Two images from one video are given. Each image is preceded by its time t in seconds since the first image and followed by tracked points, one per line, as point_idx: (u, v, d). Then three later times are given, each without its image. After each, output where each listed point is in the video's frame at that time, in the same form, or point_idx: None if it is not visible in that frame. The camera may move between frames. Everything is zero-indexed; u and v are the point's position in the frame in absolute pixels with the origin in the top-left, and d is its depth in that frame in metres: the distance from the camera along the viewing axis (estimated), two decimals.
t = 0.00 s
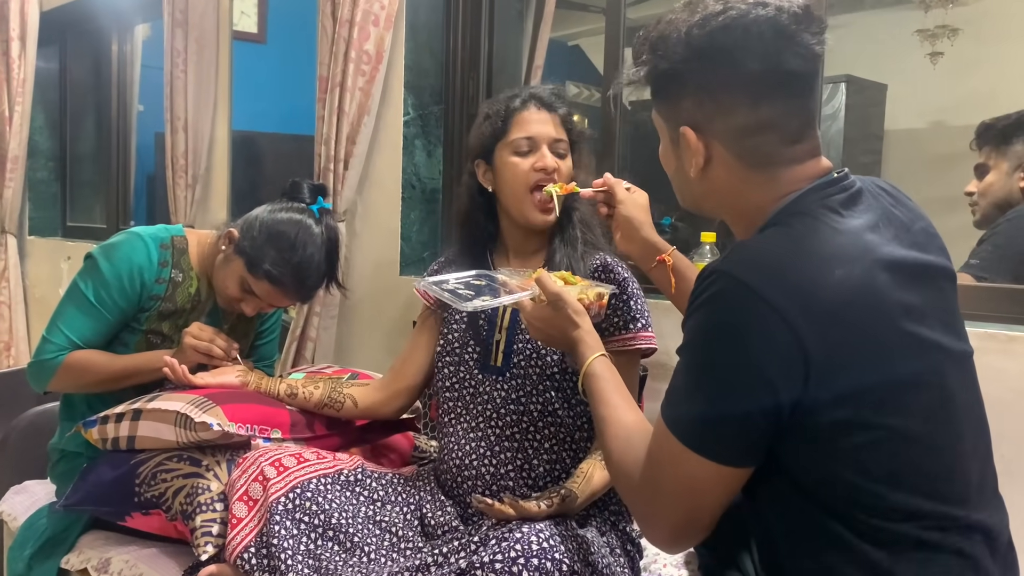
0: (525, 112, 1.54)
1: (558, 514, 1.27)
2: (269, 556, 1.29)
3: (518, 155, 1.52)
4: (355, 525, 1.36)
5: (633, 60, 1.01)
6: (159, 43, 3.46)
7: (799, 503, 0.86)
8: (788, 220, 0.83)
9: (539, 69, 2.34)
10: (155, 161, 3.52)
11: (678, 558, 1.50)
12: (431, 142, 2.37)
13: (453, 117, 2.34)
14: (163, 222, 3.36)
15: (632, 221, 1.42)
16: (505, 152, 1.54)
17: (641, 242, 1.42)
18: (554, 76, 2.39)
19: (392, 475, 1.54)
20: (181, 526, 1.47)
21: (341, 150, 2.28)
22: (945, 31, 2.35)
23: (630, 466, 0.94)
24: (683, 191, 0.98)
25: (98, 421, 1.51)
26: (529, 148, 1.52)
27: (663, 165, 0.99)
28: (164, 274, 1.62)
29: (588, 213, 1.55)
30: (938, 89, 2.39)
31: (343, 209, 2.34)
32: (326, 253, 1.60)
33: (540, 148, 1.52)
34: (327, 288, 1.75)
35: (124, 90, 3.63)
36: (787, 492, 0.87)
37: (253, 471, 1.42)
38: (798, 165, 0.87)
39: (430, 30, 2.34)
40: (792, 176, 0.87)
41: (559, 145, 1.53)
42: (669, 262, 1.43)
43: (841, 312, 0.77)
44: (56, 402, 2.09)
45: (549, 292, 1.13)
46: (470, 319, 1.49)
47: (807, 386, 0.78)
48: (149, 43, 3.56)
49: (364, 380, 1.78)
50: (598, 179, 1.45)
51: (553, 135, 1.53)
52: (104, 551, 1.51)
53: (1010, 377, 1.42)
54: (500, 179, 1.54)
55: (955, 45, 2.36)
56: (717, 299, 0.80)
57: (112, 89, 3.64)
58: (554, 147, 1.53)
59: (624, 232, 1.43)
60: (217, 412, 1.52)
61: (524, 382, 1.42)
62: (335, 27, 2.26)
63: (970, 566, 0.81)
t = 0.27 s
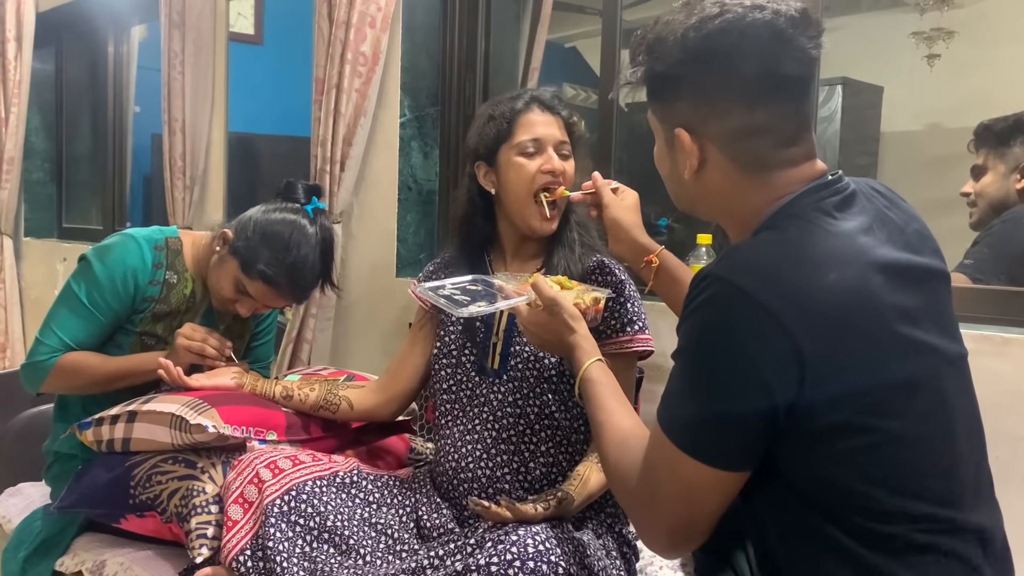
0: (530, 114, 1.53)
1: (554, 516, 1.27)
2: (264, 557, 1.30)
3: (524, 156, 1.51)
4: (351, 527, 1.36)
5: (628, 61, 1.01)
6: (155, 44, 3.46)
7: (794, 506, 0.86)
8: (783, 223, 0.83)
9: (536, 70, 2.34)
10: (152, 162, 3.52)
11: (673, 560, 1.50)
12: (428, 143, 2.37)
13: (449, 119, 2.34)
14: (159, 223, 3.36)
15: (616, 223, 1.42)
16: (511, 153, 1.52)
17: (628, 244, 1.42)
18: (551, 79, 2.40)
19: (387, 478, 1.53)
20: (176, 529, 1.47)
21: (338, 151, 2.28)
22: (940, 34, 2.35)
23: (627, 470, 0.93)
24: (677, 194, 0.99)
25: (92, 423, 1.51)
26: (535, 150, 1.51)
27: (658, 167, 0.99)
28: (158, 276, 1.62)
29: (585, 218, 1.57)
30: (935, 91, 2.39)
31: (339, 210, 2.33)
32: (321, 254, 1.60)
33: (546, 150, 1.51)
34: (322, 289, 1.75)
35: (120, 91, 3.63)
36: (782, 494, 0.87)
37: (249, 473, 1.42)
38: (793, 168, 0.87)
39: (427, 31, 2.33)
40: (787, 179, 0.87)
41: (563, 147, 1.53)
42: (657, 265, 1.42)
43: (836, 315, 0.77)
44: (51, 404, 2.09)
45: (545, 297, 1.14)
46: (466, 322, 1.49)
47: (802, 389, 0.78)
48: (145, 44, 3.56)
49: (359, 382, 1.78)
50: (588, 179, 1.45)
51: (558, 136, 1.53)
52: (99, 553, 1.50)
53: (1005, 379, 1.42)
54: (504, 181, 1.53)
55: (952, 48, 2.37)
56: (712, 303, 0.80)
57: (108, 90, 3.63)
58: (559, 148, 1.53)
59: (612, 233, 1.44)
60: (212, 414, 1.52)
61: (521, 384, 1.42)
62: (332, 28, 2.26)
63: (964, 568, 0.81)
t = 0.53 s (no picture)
0: (531, 116, 1.54)
1: (552, 518, 1.27)
2: (260, 558, 1.30)
3: (525, 159, 1.51)
4: (348, 529, 1.36)
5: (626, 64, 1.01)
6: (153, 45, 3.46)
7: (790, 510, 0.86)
8: (780, 227, 0.83)
9: (534, 71, 2.36)
10: (150, 163, 3.52)
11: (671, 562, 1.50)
12: (426, 145, 2.37)
13: (447, 121, 2.34)
14: (157, 224, 3.36)
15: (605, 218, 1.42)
16: (512, 156, 1.52)
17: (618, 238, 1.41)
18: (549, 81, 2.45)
19: (385, 479, 1.53)
20: (173, 530, 1.47)
21: (335, 153, 2.27)
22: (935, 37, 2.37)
23: (626, 473, 0.94)
24: (674, 197, 0.99)
25: (89, 424, 1.51)
26: (536, 152, 1.51)
27: (656, 170, 1.00)
28: (155, 277, 1.62)
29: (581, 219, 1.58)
30: (931, 94, 2.40)
31: (337, 212, 2.33)
32: (318, 256, 1.60)
33: (547, 153, 1.51)
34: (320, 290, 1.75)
35: (118, 92, 3.63)
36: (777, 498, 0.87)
37: (246, 474, 1.42)
38: (788, 171, 0.88)
39: (425, 32, 2.34)
40: (782, 183, 0.88)
41: (563, 150, 1.53)
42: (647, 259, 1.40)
43: (833, 319, 0.77)
44: (48, 405, 2.08)
45: (543, 300, 1.14)
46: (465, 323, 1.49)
47: (799, 392, 0.78)
48: (144, 45, 3.56)
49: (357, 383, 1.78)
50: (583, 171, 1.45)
51: (559, 139, 1.52)
52: (96, 555, 1.50)
53: (1001, 381, 1.42)
54: (504, 183, 1.53)
55: (948, 51, 2.39)
56: (710, 308, 0.80)
57: (106, 90, 3.62)
58: (559, 152, 1.53)
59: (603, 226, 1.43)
60: (210, 415, 1.52)
61: (519, 386, 1.42)
62: (330, 29, 2.26)
63: (961, 571, 0.81)
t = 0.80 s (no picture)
0: (529, 115, 1.54)
1: (551, 517, 1.27)
2: (259, 557, 1.29)
3: (523, 156, 1.51)
4: (347, 528, 1.36)
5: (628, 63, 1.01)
6: (153, 44, 3.46)
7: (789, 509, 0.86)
8: (782, 227, 0.83)
9: (534, 71, 2.36)
10: (149, 162, 3.51)
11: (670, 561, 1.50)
12: (425, 145, 2.37)
13: (446, 121, 2.34)
14: (156, 223, 3.36)
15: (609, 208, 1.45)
16: (510, 153, 1.52)
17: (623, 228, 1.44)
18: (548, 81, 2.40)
19: (384, 478, 1.53)
20: (172, 529, 1.47)
21: (335, 152, 2.28)
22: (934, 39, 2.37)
23: (627, 472, 0.94)
24: (677, 195, 1.00)
25: (88, 423, 1.51)
26: (535, 151, 1.52)
27: (658, 168, 1.01)
28: (155, 276, 1.62)
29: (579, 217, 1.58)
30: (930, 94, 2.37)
31: (336, 211, 2.34)
32: (317, 255, 1.60)
33: (545, 150, 1.51)
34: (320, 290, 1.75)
35: (117, 91, 3.62)
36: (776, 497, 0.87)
37: (245, 473, 1.42)
38: (791, 171, 0.88)
39: (425, 32, 2.34)
40: (785, 182, 0.88)
41: (561, 149, 1.54)
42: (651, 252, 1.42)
43: (834, 319, 0.77)
44: (47, 404, 2.08)
45: (545, 298, 1.14)
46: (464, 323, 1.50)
47: (801, 392, 0.78)
48: (143, 45, 3.56)
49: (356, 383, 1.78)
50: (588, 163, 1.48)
51: (557, 137, 1.53)
52: (95, 554, 1.50)
53: (1000, 381, 1.43)
54: (502, 179, 1.53)
55: (948, 50, 2.39)
56: (712, 308, 0.80)
57: (105, 89, 3.62)
58: (557, 150, 1.53)
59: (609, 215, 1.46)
60: (209, 414, 1.52)
61: (518, 384, 1.42)
62: (329, 29, 2.26)
63: (961, 571, 0.82)
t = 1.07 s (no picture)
0: (526, 114, 1.54)
1: (548, 516, 1.27)
2: (258, 557, 1.29)
3: (520, 156, 1.51)
4: (346, 528, 1.36)
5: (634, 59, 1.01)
6: (151, 43, 3.45)
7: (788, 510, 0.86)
8: (787, 227, 0.83)
9: (532, 71, 2.34)
10: (147, 162, 3.51)
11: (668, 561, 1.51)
12: (424, 144, 2.37)
13: (445, 120, 2.34)
14: (155, 222, 3.35)
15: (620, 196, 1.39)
16: (507, 152, 1.52)
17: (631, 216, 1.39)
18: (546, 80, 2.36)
19: (383, 478, 1.54)
20: (170, 528, 1.47)
21: (334, 151, 2.28)
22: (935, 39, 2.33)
23: (627, 471, 0.94)
24: (682, 192, 1.00)
25: (87, 422, 1.51)
26: (531, 150, 1.51)
27: (663, 164, 1.01)
28: (153, 276, 1.62)
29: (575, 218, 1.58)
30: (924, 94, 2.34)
31: (335, 211, 2.34)
32: (315, 255, 1.60)
33: (542, 150, 1.52)
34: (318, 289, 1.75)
35: (117, 90, 3.62)
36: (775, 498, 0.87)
37: (244, 472, 1.42)
38: (797, 170, 0.88)
39: (424, 32, 2.33)
40: (791, 180, 0.88)
41: (558, 149, 1.54)
42: (660, 242, 1.37)
43: (838, 320, 0.78)
44: (45, 403, 2.08)
45: (546, 295, 1.14)
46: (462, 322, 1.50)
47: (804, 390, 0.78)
48: (142, 44, 3.56)
49: (355, 382, 1.78)
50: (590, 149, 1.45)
51: (555, 137, 1.53)
52: (93, 553, 1.51)
53: (999, 381, 1.42)
54: (500, 178, 1.53)
55: (946, 52, 2.33)
56: (716, 306, 0.80)
57: (104, 88, 3.62)
58: (555, 149, 1.53)
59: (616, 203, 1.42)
60: (208, 414, 1.51)
61: (516, 383, 1.43)
62: (328, 28, 2.26)
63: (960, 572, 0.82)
